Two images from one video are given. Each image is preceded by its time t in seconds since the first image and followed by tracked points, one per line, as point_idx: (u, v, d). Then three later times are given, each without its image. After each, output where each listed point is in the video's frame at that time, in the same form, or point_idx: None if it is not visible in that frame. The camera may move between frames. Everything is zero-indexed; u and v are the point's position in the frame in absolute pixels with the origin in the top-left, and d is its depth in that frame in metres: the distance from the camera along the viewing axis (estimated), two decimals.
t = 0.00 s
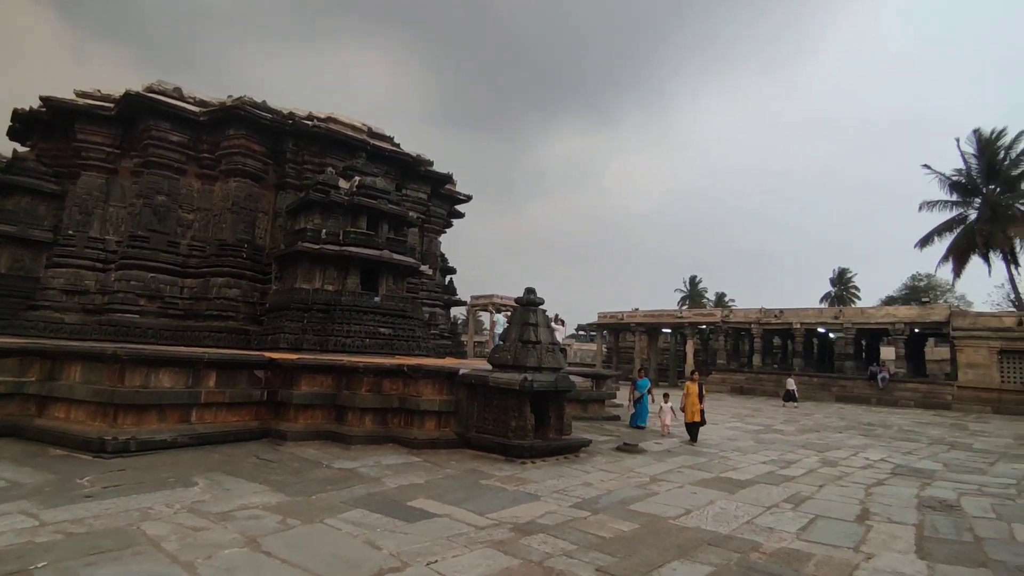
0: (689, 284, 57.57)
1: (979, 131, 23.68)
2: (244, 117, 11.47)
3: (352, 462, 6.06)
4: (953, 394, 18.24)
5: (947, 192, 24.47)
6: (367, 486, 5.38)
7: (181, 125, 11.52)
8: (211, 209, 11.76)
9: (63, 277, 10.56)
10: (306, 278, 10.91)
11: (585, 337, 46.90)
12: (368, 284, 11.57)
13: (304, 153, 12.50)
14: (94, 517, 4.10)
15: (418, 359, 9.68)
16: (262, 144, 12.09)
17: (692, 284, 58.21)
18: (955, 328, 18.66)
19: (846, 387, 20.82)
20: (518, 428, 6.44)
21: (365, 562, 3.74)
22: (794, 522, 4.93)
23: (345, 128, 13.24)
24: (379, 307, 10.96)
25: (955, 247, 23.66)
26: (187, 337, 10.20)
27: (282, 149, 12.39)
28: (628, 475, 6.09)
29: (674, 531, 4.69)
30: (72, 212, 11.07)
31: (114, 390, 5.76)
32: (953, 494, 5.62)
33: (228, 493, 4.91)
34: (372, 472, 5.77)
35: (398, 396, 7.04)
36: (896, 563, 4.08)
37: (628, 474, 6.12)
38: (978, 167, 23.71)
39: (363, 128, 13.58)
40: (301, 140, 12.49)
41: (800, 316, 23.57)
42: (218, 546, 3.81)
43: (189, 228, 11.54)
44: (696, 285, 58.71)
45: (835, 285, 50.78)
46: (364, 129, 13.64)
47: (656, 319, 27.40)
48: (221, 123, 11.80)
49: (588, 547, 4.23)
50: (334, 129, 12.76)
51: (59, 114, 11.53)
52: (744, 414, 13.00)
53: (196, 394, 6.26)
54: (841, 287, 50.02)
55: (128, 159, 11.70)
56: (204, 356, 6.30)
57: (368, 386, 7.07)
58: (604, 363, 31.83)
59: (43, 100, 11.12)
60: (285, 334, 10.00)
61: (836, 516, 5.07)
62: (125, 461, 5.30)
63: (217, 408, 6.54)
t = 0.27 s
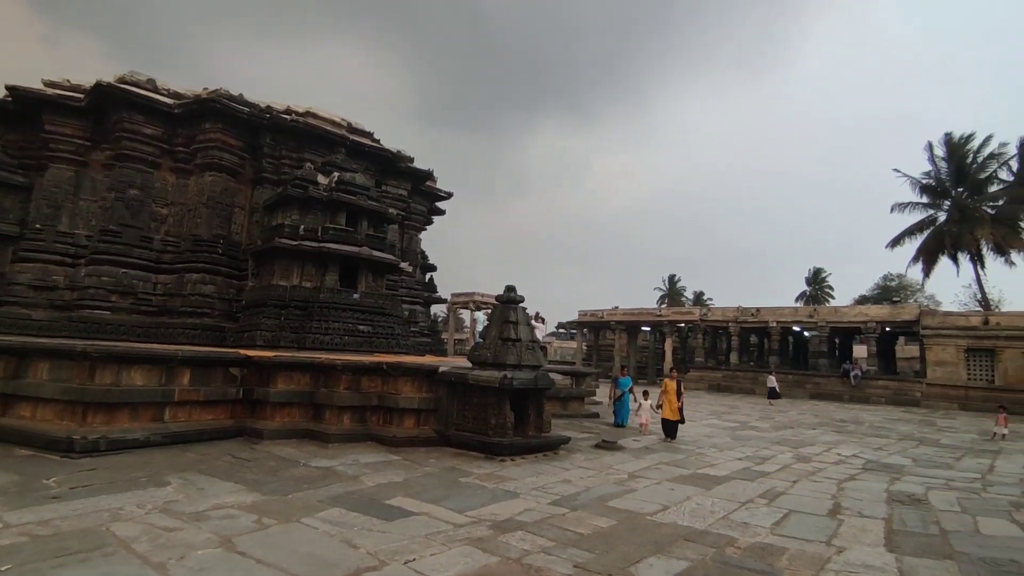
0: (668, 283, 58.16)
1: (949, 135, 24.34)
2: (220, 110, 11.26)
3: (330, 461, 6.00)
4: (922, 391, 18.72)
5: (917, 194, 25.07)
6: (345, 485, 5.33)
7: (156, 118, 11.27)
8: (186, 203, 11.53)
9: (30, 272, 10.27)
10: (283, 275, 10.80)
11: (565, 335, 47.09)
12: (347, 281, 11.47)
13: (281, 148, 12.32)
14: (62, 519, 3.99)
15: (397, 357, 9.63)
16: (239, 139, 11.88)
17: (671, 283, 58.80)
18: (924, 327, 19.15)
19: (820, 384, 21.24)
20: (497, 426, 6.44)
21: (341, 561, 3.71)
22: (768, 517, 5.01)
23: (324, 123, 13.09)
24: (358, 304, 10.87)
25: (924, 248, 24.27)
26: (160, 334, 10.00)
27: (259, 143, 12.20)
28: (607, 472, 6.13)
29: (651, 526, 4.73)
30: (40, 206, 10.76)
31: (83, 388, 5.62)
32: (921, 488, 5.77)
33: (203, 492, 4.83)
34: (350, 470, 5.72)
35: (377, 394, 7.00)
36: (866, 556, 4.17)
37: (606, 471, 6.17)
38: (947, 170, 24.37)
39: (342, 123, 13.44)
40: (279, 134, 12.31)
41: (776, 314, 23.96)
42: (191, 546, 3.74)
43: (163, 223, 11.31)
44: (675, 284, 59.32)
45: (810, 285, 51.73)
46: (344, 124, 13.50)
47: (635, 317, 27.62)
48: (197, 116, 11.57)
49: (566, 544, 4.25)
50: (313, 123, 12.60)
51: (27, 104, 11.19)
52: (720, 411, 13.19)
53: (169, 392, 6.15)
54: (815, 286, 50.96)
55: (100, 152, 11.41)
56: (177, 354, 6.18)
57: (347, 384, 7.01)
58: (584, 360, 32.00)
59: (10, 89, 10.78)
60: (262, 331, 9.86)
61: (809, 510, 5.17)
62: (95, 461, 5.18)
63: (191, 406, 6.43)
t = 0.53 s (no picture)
0: (647, 282, 58.75)
1: (920, 138, 24.97)
2: (195, 102, 11.04)
3: (306, 459, 5.94)
4: (891, 388, 19.20)
5: (889, 196, 25.68)
6: (321, 484, 5.28)
7: (128, 110, 11.00)
8: (159, 197, 11.28)
9: None
10: (260, 271, 10.64)
11: (545, 334, 47.26)
12: (325, 277, 11.34)
13: (258, 142, 12.13)
14: (27, 521, 3.89)
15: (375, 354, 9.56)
16: (214, 132, 11.67)
17: (650, 281, 59.40)
18: (895, 326, 19.62)
19: (794, 382, 21.65)
20: (476, 423, 6.44)
21: (317, 560, 3.67)
22: (743, 512, 5.09)
23: (302, 117, 12.91)
24: (336, 301, 10.76)
25: (894, 249, 24.88)
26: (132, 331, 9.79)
27: (235, 137, 11.99)
28: (585, 469, 6.17)
29: (629, 522, 4.77)
30: (6, 198, 10.44)
31: (50, 387, 5.47)
32: (890, 483, 5.91)
33: (175, 492, 4.74)
34: (327, 469, 5.67)
35: (354, 392, 6.94)
36: (836, 549, 4.26)
37: (585, 468, 6.20)
38: (917, 173, 25.00)
39: (321, 117, 13.27)
40: (256, 128, 12.12)
41: (752, 313, 24.34)
42: (162, 547, 3.67)
43: (135, 217, 11.06)
44: (654, 283, 59.94)
45: (785, 284, 52.61)
46: (322, 119, 13.34)
47: (614, 315, 27.82)
48: (171, 109, 11.33)
49: (544, 541, 4.27)
50: (291, 118, 12.43)
51: None
52: (697, 408, 13.36)
53: (141, 390, 6.02)
54: (790, 286, 51.93)
55: (69, 144, 11.10)
56: (149, 351, 6.06)
57: (324, 381, 6.93)
58: (563, 358, 32.14)
59: None
60: (237, 328, 9.70)
61: (782, 505, 5.27)
62: (62, 462, 5.05)
63: (163, 404, 6.31)
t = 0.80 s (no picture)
0: (627, 280, 59.22)
1: (892, 142, 25.58)
2: (168, 94, 10.81)
3: (283, 458, 5.86)
4: (863, 385, 19.66)
5: (862, 198, 26.27)
6: (298, 483, 5.21)
7: (98, 101, 10.72)
8: (131, 191, 11.02)
9: None
10: (235, 267, 10.47)
11: (526, 331, 47.35)
12: (303, 274, 11.20)
13: (234, 136, 11.92)
14: None
15: (353, 352, 9.48)
16: (189, 125, 11.43)
17: (630, 280, 59.86)
18: (867, 324, 20.08)
19: (770, 379, 22.03)
20: (455, 421, 6.43)
21: (292, 560, 3.63)
22: (719, 507, 5.17)
23: (279, 111, 12.72)
24: (314, 298, 10.64)
25: (867, 249, 25.47)
26: (102, 328, 9.55)
27: (210, 131, 11.77)
28: (564, 466, 6.20)
29: (606, 519, 4.81)
30: None
31: (15, 385, 5.32)
32: (861, 478, 6.06)
33: (146, 492, 4.64)
34: (304, 468, 5.61)
35: (332, 389, 6.87)
36: (808, 543, 4.35)
37: (564, 465, 6.24)
38: (889, 176, 25.61)
39: (299, 111, 13.09)
40: (232, 122, 11.90)
41: (729, 311, 24.68)
42: (132, 549, 3.59)
43: (106, 211, 10.79)
44: (633, 281, 60.44)
45: (762, 283, 53.44)
46: (300, 113, 13.16)
47: (594, 313, 27.99)
48: (144, 100, 11.06)
49: (522, 538, 4.28)
50: (268, 111, 12.23)
51: None
52: (674, 405, 13.52)
53: (111, 388, 5.89)
54: (766, 285, 52.82)
55: (37, 134, 10.77)
56: (120, 348, 5.92)
57: (301, 379, 6.84)
58: (543, 356, 32.25)
59: None
60: (212, 325, 9.53)
61: (756, 501, 5.36)
62: (27, 462, 4.91)
63: (134, 403, 6.17)
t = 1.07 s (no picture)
0: (606, 279, 59.61)
1: (864, 145, 26.15)
2: (141, 86, 10.55)
3: (258, 457, 5.78)
4: (836, 383, 20.10)
5: (835, 200, 26.81)
6: (273, 482, 5.14)
7: (67, 91, 10.42)
8: (102, 184, 10.73)
9: None
10: (210, 263, 10.27)
11: (506, 329, 47.38)
12: (280, 271, 11.05)
13: (209, 129, 11.69)
14: None
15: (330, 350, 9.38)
16: (162, 117, 11.17)
17: (609, 278, 60.26)
18: (839, 323, 20.50)
19: (746, 377, 22.39)
20: (434, 419, 6.41)
21: (267, 560, 3.58)
22: (695, 503, 5.23)
23: (256, 105, 12.51)
24: (291, 295, 10.51)
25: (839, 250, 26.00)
26: (70, 325, 9.30)
27: (184, 124, 11.52)
28: (543, 463, 6.23)
29: (584, 516, 4.85)
30: None
31: None
32: (832, 474, 6.19)
33: (116, 493, 4.54)
34: (280, 467, 5.54)
35: (309, 388, 6.79)
36: (781, 538, 4.43)
37: (542, 462, 6.26)
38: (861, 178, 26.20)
39: (276, 106, 12.89)
40: (207, 115, 11.67)
41: (706, 310, 25.00)
42: (101, 551, 3.51)
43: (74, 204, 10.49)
44: (612, 280, 60.88)
45: (738, 283, 54.23)
46: (277, 107, 12.96)
47: (573, 311, 28.12)
48: (115, 91, 10.78)
49: (500, 536, 4.29)
50: (245, 105, 12.02)
51: None
52: (652, 403, 13.66)
53: (79, 386, 5.74)
54: (742, 284, 53.65)
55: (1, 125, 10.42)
56: (88, 346, 5.76)
57: (278, 377, 6.74)
58: (523, 354, 32.31)
59: None
60: (185, 322, 9.35)
61: (731, 497, 5.44)
62: None
63: (104, 402, 6.02)
